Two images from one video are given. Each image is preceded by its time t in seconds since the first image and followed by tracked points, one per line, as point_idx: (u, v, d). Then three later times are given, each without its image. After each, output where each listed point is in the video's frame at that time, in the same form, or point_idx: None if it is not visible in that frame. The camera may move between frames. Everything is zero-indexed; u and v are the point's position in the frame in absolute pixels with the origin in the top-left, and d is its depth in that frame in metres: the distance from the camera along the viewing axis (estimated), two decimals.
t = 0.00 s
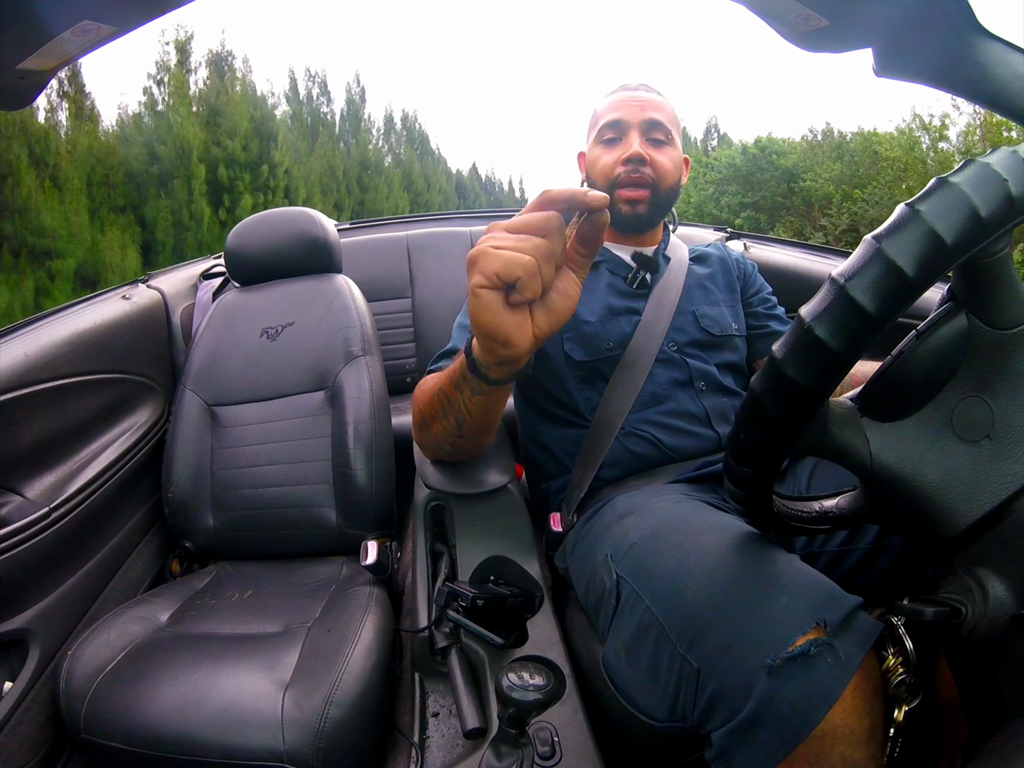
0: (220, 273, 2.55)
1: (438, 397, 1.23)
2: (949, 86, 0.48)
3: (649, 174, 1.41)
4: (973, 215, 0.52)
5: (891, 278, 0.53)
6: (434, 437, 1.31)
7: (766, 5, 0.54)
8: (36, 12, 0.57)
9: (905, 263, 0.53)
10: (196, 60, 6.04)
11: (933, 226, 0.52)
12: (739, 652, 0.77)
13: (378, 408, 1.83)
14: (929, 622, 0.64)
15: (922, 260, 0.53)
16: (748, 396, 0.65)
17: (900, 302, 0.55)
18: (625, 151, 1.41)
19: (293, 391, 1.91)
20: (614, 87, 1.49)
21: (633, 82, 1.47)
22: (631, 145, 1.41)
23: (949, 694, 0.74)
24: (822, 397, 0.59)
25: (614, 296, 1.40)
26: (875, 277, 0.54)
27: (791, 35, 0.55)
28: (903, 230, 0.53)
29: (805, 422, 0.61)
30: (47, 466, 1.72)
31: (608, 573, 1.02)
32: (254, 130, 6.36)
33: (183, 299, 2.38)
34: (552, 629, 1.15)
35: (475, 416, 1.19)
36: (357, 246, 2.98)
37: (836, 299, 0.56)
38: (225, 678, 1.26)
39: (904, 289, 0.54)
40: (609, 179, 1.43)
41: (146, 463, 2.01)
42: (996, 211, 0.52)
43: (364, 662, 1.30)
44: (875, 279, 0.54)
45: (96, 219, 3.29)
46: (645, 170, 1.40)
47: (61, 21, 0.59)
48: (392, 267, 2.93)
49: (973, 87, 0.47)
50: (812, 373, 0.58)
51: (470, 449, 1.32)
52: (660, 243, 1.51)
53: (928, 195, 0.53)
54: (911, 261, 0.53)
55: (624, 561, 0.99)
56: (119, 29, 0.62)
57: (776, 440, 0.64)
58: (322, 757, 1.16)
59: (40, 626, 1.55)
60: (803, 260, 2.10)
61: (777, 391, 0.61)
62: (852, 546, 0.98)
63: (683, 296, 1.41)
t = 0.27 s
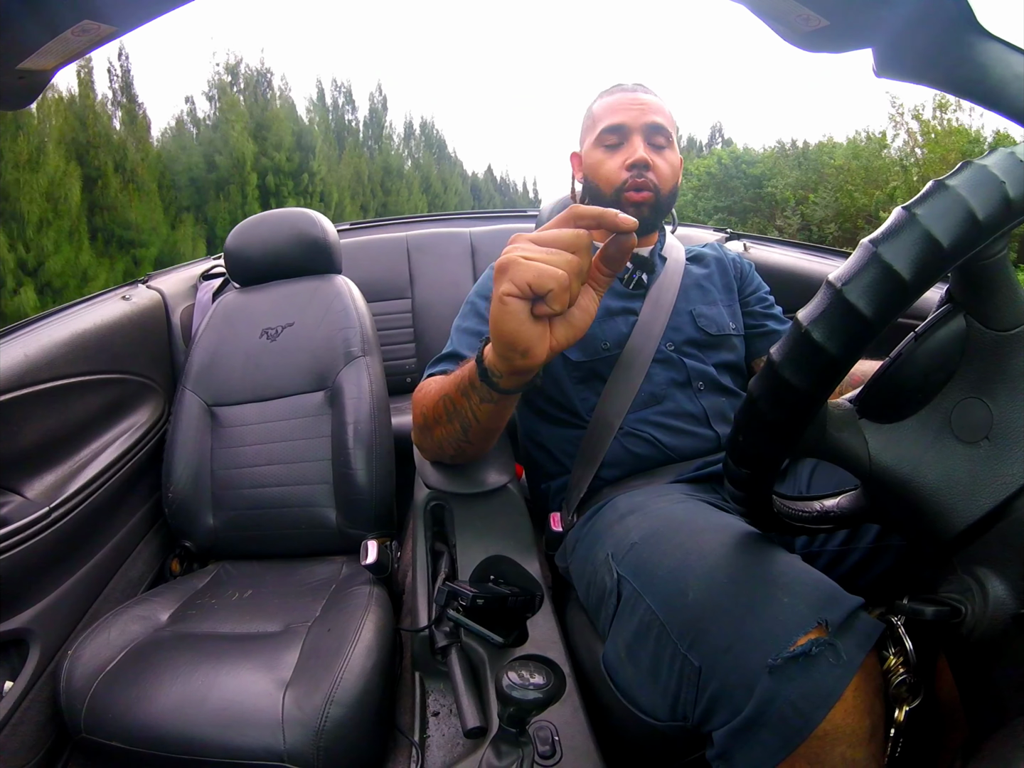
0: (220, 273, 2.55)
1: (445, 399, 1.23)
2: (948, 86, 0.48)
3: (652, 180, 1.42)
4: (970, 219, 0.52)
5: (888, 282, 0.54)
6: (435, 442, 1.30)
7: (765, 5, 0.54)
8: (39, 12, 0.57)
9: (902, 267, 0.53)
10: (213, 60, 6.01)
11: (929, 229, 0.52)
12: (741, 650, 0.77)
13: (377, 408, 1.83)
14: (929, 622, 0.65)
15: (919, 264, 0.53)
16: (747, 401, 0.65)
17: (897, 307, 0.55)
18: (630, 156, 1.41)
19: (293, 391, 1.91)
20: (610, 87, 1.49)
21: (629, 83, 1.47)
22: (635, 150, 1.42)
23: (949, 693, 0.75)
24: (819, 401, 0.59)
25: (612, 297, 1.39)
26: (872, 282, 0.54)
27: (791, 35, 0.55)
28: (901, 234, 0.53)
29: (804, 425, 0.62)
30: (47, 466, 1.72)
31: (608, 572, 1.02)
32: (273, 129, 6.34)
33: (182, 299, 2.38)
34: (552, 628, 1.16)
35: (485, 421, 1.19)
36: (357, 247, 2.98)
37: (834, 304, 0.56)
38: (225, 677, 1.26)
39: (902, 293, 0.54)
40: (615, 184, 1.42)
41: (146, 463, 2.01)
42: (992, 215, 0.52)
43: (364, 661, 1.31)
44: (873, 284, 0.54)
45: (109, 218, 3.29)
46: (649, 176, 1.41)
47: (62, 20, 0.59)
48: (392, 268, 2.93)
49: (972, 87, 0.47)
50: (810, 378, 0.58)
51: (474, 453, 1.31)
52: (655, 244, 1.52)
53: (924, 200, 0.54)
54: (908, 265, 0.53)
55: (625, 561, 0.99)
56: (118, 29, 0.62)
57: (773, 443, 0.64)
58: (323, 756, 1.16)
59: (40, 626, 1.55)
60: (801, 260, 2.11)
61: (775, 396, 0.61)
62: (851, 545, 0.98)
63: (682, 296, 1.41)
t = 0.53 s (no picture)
0: (220, 273, 2.55)
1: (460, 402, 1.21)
2: (948, 86, 0.48)
3: (669, 179, 1.44)
4: (987, 207, 0.52)
5: (903, 268, 0.54)
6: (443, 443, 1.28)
7: (766, 5, 0.54)
8: (39, 12, 0.57)
9: (917, 253, 0.53)
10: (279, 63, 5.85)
11: (946, 216, 0.52)
12: (743, 651, 0.77)
13: (378, 408, 1.83)
14: (929, 622, 0.65)
15: (934, 251, 0.53)
16: (756, 382, 0.65)
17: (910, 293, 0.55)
18: (649, 157, 1.43)
19: (293, 391, 1.91)
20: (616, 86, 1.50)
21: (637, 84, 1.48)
22: (654, 151, 1.44)
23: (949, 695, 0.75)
24: (830, 387, 0.59)
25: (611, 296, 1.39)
26: (888, 265, 0.54)
27: (791, 35, 0.55)
28: (917, 220, 0.53)
29: (811, 410, 0.62)
30: (47, 466, 1.72)
31: (609, 572, 1.02)
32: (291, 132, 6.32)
33: (182, 299, 2.38)
34: (553, 628, 1.16)
35: (502, 428, 1.18)
36: (357, 246, 2.98)
37: (848, 286, 0.56)
38: (226, 678, 1.26)
39: (916, 278, 0.54)
40: (631, 183, 1.44)
41: (146, 463, 2.01)
42: (1007, 205, 0.52)
43: (364, 661, 1.31)
44: (888, 268, 0.54)
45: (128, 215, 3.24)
46: (667, 176, 1.44)
47: (62, 20, 0.59)
48: (391, 268, 2.93)
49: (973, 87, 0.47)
50: (822, 362, 0.58)
51: (483, 457, 1.30)
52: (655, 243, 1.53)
53: (940, 186, 0.53)
54: (923, 251, 0.53)
55: (625, 562, 0.99)
56: (118, 29, 0.62)
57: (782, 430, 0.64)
58: (323, 756, 1.16)
59: (40, 626, 1.55)
60: (801, 260, 2.10)
61: (786, 378, 0.61)
62: (852, 546, 0.98)
63: (682, 296, 1.41)
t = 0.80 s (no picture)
0: (219, 273, 2.55)
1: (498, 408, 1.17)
2: (948, 86, 0.48)
3: (666, 176, 1.44)
4: (990, 203, 0.52)
5: (908, 263, 0.53)
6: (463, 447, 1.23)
7: (766, 5, 0.54)
8: (40, 12, 0.57)
9: (921, 247, 0.53)
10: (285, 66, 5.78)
11: (950, 211, 0.52)
12: (734, 657, 0.77)
13: (377, 408, 1.83)
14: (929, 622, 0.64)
15: (939, 245, 0.52)
16: (756, 383, 0.65)
17: (914, 289, 0.54)
18: (646, 153, 1.43)
19: (293, 390, 1.91)
20: (610, 86, 1.50)
21: (629, 82, 1.48)
22: (651, 148, 1.44)
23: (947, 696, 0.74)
24: (828, 386, 0.59)
25: (609, 295, 1.38)
26: (893, 260, 0.54)
27: (791, 35, 0.55)
28: (921, 215, 0.53)
29: (810, 410, 0.61)
30: (46, 466, 1.72)
31: (605, 575, 1.02)
32: (315, 140, 6.50)
33: (182, 298, 2.37)
34: (552, 629, 1.16)
35: (543, 442, 1.16)
36: (357, 246, 2.98)
37: (852, 281, 0.55)
38: (225, 678, 1.26)
39: (920, 273, 0.53)
40: (630, 178, 1.43)
41: (146, 463, 2.01)
42: (1009, 201, 0.52)
43: (363, 661, 1.31)
44: (893, 262, 0.54)
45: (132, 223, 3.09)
46: (664, 173, 1.44)
47: (62, 19, 0.58)
48: (391, 267, 2.93)
49: (973, 87, 0.47)
50: (823, 359, 0.57)
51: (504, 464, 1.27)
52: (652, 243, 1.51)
53: (943, 182, 0.53)
54: (928, 245, 0.53)
55: (625, 562, 0.99)
56: (119, 29, 0.62)
57: (780, 433, 0.64)
58: (322, 756, 1.16)
59: (39, 626, 1.55)
60: (801, 260, 2.10)
61: (786, 376, 0.60)
62: (851, 545, 0.98)
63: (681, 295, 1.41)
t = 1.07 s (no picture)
0: (220, 273, 2.55)
1: (527, 400, 1.14)
2: (949, 85, 0.48)
3: (654, 181, 1.44)
4: (963, 221, 0.51)
5: (919, 250, 0.52)
6: (496, 449, 1.21)
7: (765, 4, 0.54)
8: (39, 11, 0.57)
9: (933, 235, 0.52)
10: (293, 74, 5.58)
11: (920, 234, 0.52)
12: (742, 655, 0.77)
13: (377, 408, 1.83)
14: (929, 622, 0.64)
15: (910, 270, 0.52)
16: (743, 404, 0.66)
17: (890, 313, 0.54)
18: (633, 158, 1.43)
19: (294, 390, 1.91)
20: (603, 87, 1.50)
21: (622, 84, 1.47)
22: (639, 153, 1.44)
23: (949, 696, 0.74)
24: (812, 406, 0.60)
25: (613, 294, 1.39)
26: (864, 288, 0.54)
27: (791, 34, 0.55)
28: (892, 240, 0.53)
29: (797, 428, 0.62)
30: (47, 466, 1.72)
31: (612, 573, 1.02)
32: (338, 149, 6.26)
33: (182, 299, 2.38)
34: (552, 628, 1.15)
35: (584, 427, 1.13)
36: (357, 246, 2.98)
37: (825, 310, 0.56)
38: (225, 678, 1.26)
39: (894, 298, 0.53)
40: (617, 185, 1.43)
41: (146, 463, 2.01)
42: (985, 215, 0.51)
43: (363, 662, 1.30)
44: (864, 289, 0.54)
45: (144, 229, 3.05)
46: (651, 177, 1.44)
47: (61, 19, 0.58)
48: (391, 267, 2.93)
49: (973, 86, 0.47)
50: (804, 384, 0.58)
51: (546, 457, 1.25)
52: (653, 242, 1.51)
53: (953, 174, 0.53)
54: (899, 271, 0.53)
55: (629, 562, 0.99)
56: (117, 29, 0.62)
57: (769, 451, 0.65)
58: (322, 757, 1.16)
59: (39, 626, 1.55)
60: (801, 259, 2.10)
61: (770, 400, 0.62)
62: (851, 545, 0.98)
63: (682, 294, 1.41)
